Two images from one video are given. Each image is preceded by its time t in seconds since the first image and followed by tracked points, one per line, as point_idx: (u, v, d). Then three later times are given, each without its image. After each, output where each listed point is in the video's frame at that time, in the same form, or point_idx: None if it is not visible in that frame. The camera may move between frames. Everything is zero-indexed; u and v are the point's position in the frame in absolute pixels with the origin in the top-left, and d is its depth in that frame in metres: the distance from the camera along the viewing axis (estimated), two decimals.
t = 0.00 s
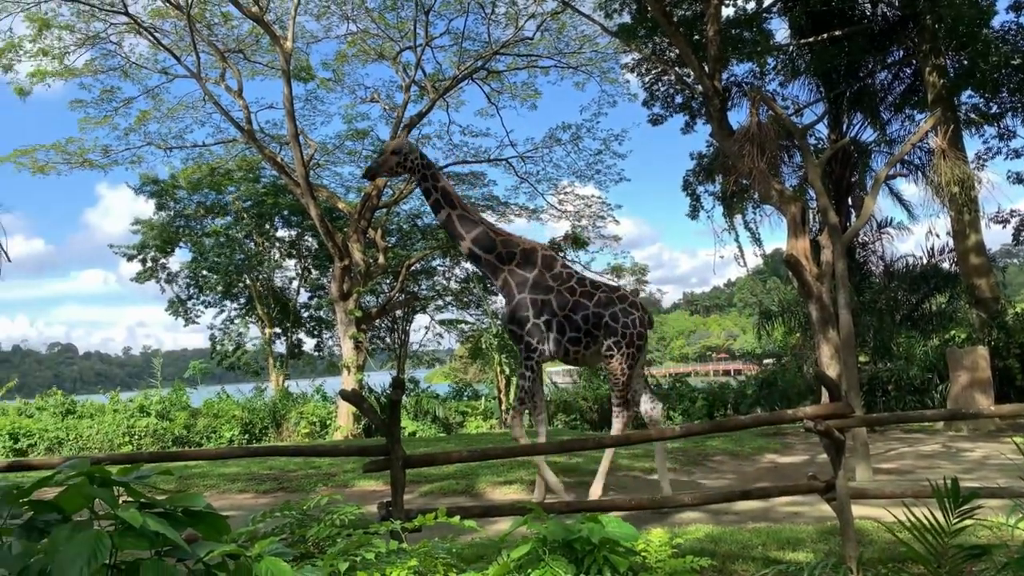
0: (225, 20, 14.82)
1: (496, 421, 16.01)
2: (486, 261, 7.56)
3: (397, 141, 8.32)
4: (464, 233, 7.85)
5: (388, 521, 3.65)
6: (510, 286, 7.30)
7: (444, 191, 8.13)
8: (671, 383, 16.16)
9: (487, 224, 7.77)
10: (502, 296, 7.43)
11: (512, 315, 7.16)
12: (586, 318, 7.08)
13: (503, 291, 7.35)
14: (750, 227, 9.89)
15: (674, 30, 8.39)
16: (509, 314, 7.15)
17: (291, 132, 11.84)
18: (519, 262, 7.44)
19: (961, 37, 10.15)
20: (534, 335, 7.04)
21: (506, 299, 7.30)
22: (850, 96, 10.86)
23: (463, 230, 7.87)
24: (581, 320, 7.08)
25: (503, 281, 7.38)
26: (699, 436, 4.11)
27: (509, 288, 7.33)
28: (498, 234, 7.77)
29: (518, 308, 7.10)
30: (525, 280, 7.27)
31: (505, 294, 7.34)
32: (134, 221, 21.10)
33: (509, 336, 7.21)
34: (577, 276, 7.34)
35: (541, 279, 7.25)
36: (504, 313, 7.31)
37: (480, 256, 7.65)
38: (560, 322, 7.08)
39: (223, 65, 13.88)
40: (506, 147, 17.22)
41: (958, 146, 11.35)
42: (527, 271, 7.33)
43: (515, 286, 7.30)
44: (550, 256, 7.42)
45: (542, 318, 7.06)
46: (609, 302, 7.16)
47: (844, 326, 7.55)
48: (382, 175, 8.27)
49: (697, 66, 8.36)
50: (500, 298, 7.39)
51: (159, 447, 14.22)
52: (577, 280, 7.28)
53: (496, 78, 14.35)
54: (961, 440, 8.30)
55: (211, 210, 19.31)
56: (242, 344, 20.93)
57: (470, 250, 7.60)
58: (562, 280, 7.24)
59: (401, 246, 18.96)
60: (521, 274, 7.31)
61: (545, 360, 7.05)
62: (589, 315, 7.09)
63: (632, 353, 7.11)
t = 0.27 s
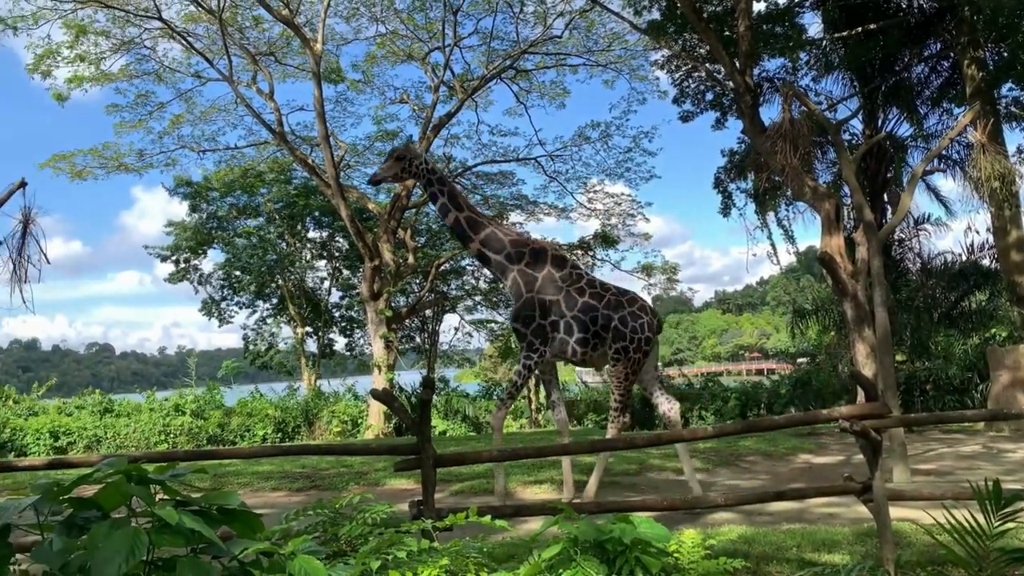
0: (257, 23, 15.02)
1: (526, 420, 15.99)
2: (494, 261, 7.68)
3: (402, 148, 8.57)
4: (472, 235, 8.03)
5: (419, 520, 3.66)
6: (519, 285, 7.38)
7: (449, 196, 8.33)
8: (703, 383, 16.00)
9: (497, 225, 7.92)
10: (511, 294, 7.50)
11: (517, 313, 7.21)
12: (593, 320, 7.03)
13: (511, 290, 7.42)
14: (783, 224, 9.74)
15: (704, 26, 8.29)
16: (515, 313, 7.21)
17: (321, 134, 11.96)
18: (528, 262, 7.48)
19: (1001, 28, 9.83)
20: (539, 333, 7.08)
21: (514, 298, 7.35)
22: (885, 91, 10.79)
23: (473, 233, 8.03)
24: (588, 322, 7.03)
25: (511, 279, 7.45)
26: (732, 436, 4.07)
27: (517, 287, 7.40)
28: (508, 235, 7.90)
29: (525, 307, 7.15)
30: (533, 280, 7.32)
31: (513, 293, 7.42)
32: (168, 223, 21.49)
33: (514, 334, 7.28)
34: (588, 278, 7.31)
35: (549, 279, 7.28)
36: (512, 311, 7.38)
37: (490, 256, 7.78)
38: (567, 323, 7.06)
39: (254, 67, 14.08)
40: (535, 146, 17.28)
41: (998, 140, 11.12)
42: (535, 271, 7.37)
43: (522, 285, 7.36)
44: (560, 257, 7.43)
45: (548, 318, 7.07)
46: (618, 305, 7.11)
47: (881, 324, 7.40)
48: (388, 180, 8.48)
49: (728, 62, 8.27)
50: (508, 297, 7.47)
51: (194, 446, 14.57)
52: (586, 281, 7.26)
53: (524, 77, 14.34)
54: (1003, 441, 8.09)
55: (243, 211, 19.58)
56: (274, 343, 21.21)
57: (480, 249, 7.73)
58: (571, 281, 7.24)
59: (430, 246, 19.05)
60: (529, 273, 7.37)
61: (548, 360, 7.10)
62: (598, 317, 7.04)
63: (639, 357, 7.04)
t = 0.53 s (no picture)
0: (292, 26, 15.22)
1: (560, 419, 15.97)
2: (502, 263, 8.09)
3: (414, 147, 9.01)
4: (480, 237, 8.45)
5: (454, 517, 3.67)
6: (525, 287, 7.77)
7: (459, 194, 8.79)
8: (739, 382, 15.82)
9: (505, 227, 8.34)
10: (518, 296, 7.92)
11: (522, 315, 7.60)
12: (600, 319, 7.47)
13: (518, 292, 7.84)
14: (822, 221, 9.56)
15: (740, 21, 8.16)
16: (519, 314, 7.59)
17: (356, 134, 12.08)
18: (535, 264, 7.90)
19: None
20: (546, 334, 7.50)
21: (520, 299, 7.76)
22: (927, 84, 10.48)
23: (481, 234, 8.44)
24: (594, 321, 7.49)
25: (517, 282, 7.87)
26: (772, 436, 4.00)
27: (524, 289, 7.81)
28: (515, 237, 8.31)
29: (530, 309, 7.56)
30: (540, 282, 7.75)
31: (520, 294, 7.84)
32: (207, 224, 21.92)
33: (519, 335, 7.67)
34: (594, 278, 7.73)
35: (556, 280, 7.71)
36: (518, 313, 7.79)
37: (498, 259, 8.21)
38: (573, 323, 7.49)
39: (289, 70, 14.28)
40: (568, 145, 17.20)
41: None
42: (542, 273, 7.79)
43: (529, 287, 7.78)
44: (567, 258, 7.87)
45: (555, 318, 7.51)
46: (625, 303, 7.54)
47: (923, 322, 7.23)
48: (401, 177, 8.96)
49: (765, 56, 8.13)
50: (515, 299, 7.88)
51: (232, 443, 14.92)
52: (592, 282, 7.68)
53: (557, 75, 14.30)
54: None
55: (279, 212, 19.88)
56: (310, 342, 21.51)
57: (487, 251, 8.14)
58: (577, 282, 7.67)
59: (464, 245, 19.14)
60: (535, 275, 7.78)
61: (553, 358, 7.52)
62: (604, 316, 7.48)
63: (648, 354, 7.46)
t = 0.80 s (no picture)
0: (324, 28, 15.38)
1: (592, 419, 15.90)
2: (502, 264, 8.40)
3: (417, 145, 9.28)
4: (480, 237, 8.77)
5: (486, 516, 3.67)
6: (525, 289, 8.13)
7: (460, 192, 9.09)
8: (774, 381, 15.60)
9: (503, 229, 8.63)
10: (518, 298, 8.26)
11: (523, 316, 7.97)
12: (596, 318, 7.76)
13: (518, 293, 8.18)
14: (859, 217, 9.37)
15: (774, 16, 8.04)
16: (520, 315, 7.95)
17: (389, 135, 12.18)
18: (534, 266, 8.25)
19: None
20: (545, 333, 7.82)
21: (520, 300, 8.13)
22: (969, 77, 10.19)
23: (481, 235, 8.74)
24: (591, 321, 7.79)
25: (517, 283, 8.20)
26: (809, 436, 3.94)
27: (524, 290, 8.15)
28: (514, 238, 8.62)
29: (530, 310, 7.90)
30: (538, 283, 8.08)
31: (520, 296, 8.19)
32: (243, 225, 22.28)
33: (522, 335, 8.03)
34: (590, 279, 8.01)
35: (554, 282, 8.03)
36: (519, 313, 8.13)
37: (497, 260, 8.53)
38: (572, 322, 7.80)
39: (322, 72, 14.44)
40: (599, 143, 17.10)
41: None
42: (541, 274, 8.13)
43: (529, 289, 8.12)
44: (565, 258, 8.17)
45: (553, 318, 7.84)
46: (620, 302, 7.81)
47: (966, 319, 7.04)
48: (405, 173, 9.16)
49: (800, 51, 7.98)
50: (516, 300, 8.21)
51: (267, 441, 15.17)
52: (589, 282, 7.97)
53: (588, 73, 14.23)
54: None
55: (311, 213, 20.11)
56: (343, 342, 21.74)
57: (486, 253, 8.46)
58: (573, 282, 7.97)
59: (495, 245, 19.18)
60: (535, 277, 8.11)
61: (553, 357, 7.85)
62: (600, 315, 7.77)
63: (644, 353, 7.72)
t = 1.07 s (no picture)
0: (345, 29, 15.46)
1: (613, 419, 15.83)
2: (501, 262, 8.50)
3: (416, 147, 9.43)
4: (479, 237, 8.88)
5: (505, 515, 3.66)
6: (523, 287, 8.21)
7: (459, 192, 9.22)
8: (797, 381, 15.43)
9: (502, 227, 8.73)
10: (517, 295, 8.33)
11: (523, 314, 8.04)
12: (594, 317, 7.82)
13: (516, 291, 8.26)
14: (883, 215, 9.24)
15: (796, 12, 7.95)
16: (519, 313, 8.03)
17: (408, 136, 12.23)
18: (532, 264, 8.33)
19: None
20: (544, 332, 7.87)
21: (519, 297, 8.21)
22: (995, 73, 10.03)
23: (479, 234, 8.84)
24: (589, 320, 7.85)
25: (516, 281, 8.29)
26: (833, 436, 3.88)
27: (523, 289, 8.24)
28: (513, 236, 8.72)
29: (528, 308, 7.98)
30: (537, 281, 8.16)
31: (519, 294, 8.26)
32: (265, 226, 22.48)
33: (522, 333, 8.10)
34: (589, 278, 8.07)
35: (552, 280, 8.11)
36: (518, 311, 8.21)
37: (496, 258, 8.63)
38: (571, 321, 7.85)
39: (343, 72, 14.51)
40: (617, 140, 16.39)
41: None
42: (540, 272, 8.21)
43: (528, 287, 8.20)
44: (563, 257, 8.26)
45: (552, 317, 7.91)
46: (619, 302, 7.88)
47: (994, 318, 6.91)
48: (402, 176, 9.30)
49: (822, 48, 7.88)
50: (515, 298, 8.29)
51: (289, 440, 15.29)
52: (588, 281, 8.03)
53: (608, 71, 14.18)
54: None
55: (332, 214, 20.26)
56: (364, 341, 21.86)
57: (485, 252, 8.56)
58: (572, 281, 8.05)
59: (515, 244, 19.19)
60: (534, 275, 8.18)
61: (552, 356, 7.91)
62: (598, 314, 7.83)
63: (642, 353, 7.79)
